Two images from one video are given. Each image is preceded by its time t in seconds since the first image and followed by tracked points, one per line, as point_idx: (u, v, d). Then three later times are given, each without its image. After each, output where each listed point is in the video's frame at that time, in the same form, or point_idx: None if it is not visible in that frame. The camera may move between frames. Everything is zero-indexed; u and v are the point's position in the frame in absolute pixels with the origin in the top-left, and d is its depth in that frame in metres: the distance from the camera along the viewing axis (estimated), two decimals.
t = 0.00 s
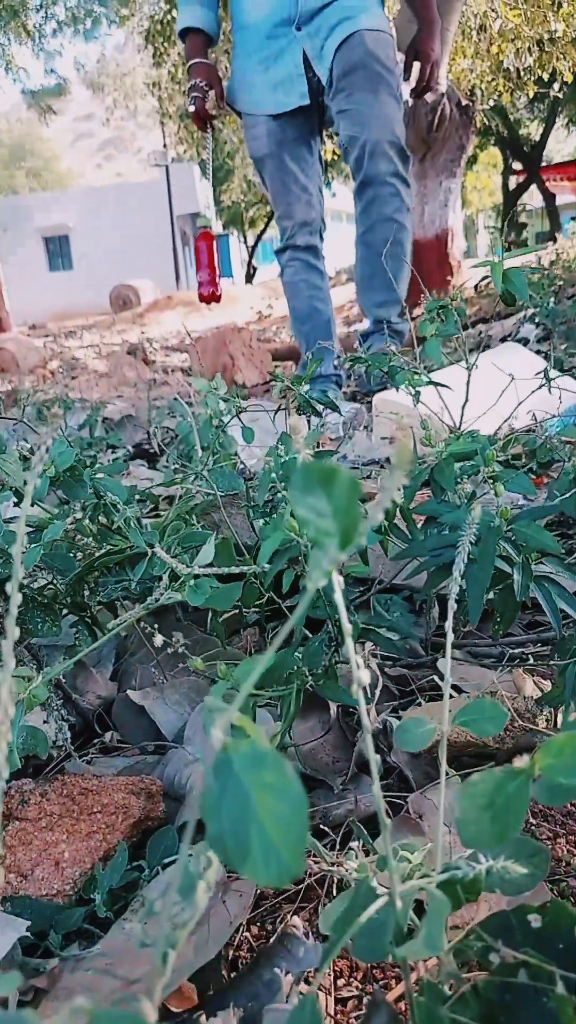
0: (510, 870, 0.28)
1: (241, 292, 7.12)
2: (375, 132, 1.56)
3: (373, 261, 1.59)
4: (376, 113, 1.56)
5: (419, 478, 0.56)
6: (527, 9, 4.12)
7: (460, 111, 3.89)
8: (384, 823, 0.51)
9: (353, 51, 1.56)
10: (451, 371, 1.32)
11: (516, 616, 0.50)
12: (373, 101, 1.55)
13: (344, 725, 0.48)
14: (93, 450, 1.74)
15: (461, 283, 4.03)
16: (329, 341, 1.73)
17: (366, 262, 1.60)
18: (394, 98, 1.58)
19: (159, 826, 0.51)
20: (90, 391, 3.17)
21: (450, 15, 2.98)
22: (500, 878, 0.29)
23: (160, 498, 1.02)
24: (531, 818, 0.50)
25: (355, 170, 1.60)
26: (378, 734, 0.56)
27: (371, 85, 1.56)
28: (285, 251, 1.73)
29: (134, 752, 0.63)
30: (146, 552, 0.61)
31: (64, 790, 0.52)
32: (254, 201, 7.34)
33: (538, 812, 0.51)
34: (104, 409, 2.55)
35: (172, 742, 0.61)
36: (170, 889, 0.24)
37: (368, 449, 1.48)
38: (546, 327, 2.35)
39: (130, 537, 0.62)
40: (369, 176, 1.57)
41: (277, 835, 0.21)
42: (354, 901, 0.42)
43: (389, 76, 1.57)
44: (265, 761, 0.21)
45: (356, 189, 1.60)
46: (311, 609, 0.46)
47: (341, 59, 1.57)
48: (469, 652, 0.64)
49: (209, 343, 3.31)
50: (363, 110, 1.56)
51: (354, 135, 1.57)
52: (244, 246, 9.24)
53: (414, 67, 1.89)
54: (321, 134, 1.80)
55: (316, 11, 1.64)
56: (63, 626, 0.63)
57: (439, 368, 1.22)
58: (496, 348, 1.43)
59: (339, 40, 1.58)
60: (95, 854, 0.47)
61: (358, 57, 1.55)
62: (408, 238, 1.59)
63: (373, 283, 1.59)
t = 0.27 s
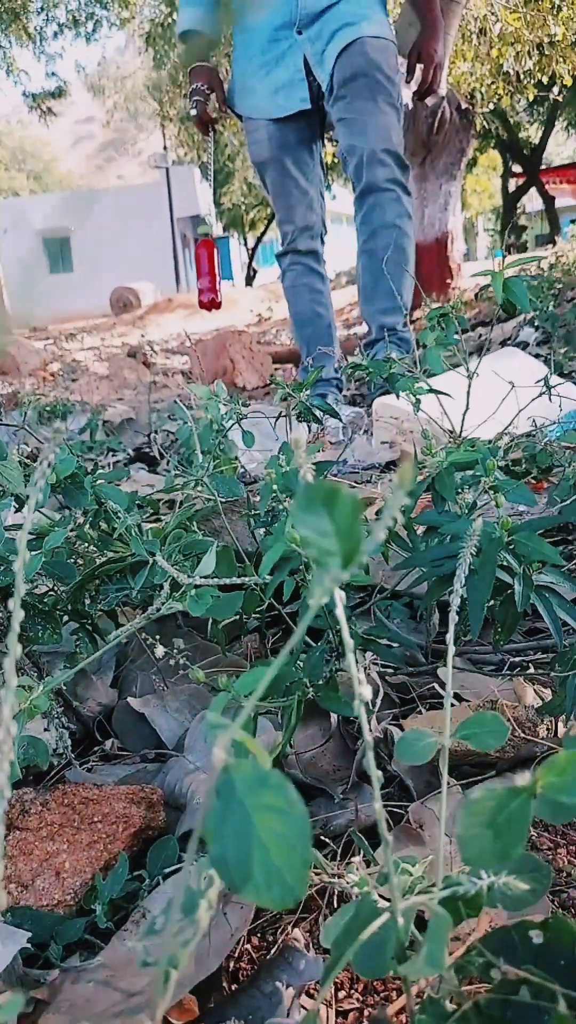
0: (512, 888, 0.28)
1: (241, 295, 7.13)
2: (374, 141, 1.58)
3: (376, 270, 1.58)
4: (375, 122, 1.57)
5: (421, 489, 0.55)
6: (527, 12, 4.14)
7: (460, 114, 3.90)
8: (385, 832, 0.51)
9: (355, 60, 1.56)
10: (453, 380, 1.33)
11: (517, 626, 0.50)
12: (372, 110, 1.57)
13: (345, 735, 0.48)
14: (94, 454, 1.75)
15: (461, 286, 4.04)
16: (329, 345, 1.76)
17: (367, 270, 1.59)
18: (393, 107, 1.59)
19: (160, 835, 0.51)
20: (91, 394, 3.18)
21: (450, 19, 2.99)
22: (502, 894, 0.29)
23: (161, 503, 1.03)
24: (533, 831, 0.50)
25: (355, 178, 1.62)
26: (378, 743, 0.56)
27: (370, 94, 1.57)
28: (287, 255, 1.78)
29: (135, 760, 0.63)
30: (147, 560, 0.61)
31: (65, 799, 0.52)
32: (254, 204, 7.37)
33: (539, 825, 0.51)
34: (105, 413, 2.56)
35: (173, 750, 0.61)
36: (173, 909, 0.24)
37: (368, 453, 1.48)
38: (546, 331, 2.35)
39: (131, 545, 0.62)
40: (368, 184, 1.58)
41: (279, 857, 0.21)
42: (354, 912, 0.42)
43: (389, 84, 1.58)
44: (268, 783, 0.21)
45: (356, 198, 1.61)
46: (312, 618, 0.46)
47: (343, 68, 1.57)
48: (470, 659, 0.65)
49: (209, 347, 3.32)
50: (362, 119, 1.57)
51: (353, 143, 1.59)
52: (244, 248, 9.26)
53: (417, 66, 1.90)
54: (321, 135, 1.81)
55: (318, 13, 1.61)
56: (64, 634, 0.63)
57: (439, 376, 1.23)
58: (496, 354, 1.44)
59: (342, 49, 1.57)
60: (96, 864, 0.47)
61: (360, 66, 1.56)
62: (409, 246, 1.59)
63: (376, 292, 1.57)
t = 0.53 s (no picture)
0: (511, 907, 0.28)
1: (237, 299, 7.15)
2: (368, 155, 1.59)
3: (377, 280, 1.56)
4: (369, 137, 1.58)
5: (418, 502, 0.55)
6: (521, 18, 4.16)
7: (455, 120, 3.92)
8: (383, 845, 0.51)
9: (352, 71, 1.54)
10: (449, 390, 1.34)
11: (514, 638, 0.50)
12: (366, 123, 1.58)
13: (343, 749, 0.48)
14: (89, 460, 1.74)
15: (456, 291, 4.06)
16: (324, 351, 1.77)
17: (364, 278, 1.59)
18: (388, 122, 1.60)
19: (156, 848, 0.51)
20: (86, 399, 3.18)
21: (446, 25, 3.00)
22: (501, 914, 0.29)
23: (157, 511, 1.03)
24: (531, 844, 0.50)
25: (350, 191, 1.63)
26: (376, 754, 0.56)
27: (365, 108, 1.58)
28: (282, 262, 1.79)
29: (132, 772, 0.62)
30: (143, 571, 0.61)
31: (61, 814, 0.52)
32: (250, 210, 7.40)
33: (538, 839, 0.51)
34: (101, 418, 2.56)
35: (170, 762, 0.61)
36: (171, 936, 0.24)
37: (365, 460, 1.48)
38: (541, 337, 2.36)
39: (127, 557, 0.62)
40: (363, 196, 1.59)
41: (276, 882, 0.21)
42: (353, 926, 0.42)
43: (385, 98, 1.59)
44: (265, 806, 0.21)
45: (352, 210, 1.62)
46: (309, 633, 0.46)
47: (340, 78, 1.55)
48: (466, 670, 0.65)
49: (204, 352, 3.31)
50: (356, 133, 1.59)
51: (347, 156, 1.61)
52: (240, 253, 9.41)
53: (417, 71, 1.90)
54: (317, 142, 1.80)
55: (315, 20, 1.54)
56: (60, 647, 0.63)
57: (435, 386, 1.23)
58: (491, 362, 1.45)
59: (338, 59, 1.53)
60: (93, 879, 0.47)
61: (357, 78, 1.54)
62: (406, 258, 1.59)
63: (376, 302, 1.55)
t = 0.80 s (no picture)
0: (511, 926, 0.28)
1: (235, 304, 7.17)
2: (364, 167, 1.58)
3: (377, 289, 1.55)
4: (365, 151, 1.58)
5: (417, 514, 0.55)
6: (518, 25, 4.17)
7: (452, 126, 3.94)
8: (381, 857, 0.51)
9: (350, 86, 1.55)
10: (446, 397, 1.34)
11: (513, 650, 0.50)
12: (364, 138, 1.58)
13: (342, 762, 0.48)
14: (87, 466, 1.74)
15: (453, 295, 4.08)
16: (322, 358, 1.81)
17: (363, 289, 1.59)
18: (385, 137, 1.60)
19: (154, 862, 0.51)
20: (84, 403, 3.19)
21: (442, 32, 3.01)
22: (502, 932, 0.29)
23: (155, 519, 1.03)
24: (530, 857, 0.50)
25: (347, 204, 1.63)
26: (374, 765, 0.56)
27: (362, 123, 1.58)
28: (280, 270, 1.81)
29: (130, 783, 0.62)
30: (142, 582, 0.60)
31: (58, 827, 0.51)
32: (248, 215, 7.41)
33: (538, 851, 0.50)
34: (98, 423, 2.56)
35: (168, 773, 0.61)
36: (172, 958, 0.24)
37: (363, 467, 1.49)
38: (539, 342, 2.37)
39: (126, 569, 0.61)
40: (360, 207, 1.58)
41: (278, 911, 0.20)
42: (352, 940, 0.42)
43: (384, 114, 1.59)
44: (266, 833, 0.21)
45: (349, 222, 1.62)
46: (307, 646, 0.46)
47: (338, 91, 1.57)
48: (465, 680, 0.65)
49: (202, 357, 3.31)
50: (352, 148, 1.58)
51: (344, 168, 1.60)
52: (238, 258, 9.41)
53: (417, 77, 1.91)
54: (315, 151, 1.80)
55: (312, 27, 1.61)
56: (57, 659, 0.63)
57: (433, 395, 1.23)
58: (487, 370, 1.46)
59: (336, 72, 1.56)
60: (90, 894, 0.47)
61: (356, 94, 1.56)
62: (406, 267, 1.58)
63: (377, 311, 1.55)
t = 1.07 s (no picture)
0: (516, 944, 0.28)
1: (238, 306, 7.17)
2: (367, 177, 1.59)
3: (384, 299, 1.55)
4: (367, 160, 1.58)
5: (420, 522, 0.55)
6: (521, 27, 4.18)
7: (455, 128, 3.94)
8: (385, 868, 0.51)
9: (353, 92, 1.57)
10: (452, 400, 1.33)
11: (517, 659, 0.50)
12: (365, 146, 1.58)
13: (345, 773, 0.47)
14: (90, 468, 1.74)
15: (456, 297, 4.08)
16: (327, 361, 1.81)
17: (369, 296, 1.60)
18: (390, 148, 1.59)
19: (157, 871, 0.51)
20: (87, 406, 3.19)
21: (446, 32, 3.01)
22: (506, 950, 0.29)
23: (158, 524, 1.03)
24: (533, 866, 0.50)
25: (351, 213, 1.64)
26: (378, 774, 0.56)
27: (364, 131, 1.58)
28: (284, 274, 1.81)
29: (133, 791, 0.62)
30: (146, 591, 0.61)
31: (62, 836, 0.51)
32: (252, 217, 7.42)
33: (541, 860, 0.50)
34: (101, 425, 2.56)
35: (171, 782, 0.61)
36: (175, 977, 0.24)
37: (365, 472, 1.48)
38: (542, 346, 2.37)
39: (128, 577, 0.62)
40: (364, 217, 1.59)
41: (282, 935, 0.20)
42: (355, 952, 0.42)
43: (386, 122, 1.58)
44: (270, 856, 0.21)
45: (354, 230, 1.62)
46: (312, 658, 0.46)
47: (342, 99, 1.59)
48: (468, 689, 0.64)
49: (205, 359, 3.31)
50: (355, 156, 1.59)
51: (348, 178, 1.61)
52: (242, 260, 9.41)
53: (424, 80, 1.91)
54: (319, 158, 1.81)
55: (317, 30, 1.66)
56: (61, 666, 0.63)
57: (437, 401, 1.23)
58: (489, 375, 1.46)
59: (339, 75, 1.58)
60: (93, 904, 0.47)
61: (358, 100, 1.57)
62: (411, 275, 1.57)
63: (382, 318, 1.55)
